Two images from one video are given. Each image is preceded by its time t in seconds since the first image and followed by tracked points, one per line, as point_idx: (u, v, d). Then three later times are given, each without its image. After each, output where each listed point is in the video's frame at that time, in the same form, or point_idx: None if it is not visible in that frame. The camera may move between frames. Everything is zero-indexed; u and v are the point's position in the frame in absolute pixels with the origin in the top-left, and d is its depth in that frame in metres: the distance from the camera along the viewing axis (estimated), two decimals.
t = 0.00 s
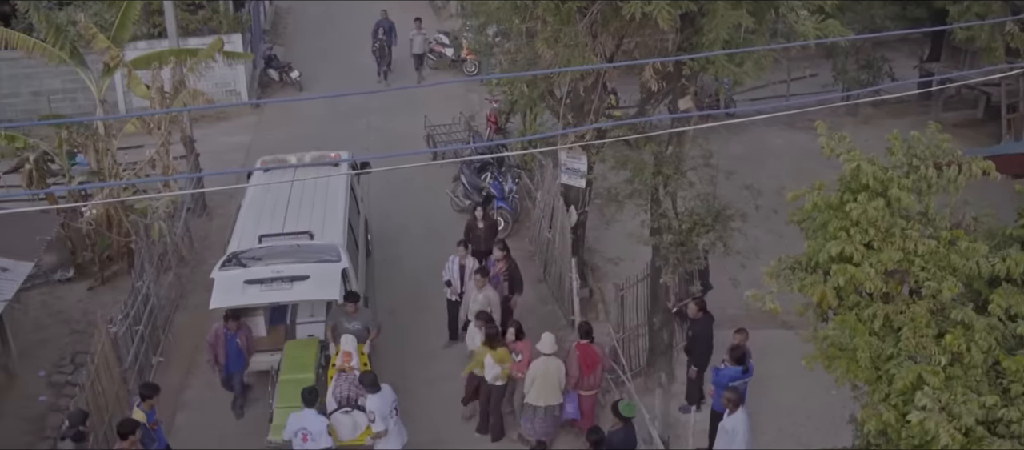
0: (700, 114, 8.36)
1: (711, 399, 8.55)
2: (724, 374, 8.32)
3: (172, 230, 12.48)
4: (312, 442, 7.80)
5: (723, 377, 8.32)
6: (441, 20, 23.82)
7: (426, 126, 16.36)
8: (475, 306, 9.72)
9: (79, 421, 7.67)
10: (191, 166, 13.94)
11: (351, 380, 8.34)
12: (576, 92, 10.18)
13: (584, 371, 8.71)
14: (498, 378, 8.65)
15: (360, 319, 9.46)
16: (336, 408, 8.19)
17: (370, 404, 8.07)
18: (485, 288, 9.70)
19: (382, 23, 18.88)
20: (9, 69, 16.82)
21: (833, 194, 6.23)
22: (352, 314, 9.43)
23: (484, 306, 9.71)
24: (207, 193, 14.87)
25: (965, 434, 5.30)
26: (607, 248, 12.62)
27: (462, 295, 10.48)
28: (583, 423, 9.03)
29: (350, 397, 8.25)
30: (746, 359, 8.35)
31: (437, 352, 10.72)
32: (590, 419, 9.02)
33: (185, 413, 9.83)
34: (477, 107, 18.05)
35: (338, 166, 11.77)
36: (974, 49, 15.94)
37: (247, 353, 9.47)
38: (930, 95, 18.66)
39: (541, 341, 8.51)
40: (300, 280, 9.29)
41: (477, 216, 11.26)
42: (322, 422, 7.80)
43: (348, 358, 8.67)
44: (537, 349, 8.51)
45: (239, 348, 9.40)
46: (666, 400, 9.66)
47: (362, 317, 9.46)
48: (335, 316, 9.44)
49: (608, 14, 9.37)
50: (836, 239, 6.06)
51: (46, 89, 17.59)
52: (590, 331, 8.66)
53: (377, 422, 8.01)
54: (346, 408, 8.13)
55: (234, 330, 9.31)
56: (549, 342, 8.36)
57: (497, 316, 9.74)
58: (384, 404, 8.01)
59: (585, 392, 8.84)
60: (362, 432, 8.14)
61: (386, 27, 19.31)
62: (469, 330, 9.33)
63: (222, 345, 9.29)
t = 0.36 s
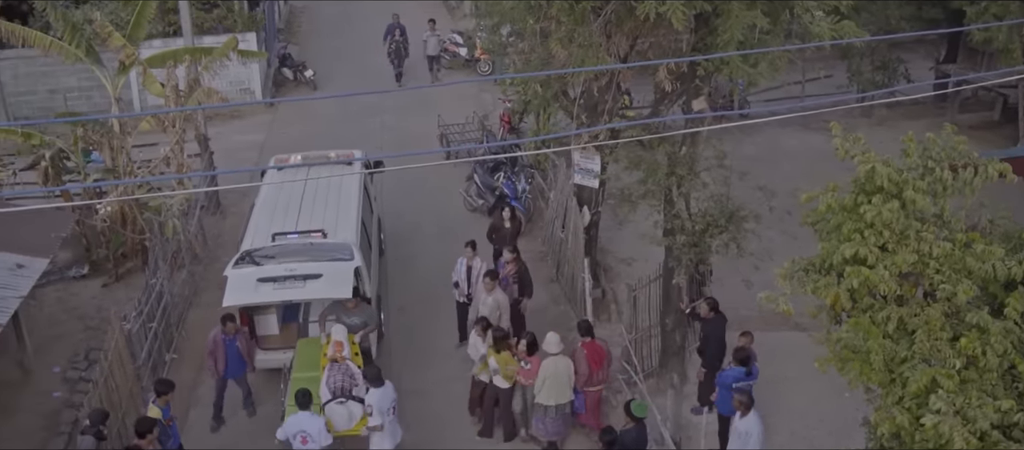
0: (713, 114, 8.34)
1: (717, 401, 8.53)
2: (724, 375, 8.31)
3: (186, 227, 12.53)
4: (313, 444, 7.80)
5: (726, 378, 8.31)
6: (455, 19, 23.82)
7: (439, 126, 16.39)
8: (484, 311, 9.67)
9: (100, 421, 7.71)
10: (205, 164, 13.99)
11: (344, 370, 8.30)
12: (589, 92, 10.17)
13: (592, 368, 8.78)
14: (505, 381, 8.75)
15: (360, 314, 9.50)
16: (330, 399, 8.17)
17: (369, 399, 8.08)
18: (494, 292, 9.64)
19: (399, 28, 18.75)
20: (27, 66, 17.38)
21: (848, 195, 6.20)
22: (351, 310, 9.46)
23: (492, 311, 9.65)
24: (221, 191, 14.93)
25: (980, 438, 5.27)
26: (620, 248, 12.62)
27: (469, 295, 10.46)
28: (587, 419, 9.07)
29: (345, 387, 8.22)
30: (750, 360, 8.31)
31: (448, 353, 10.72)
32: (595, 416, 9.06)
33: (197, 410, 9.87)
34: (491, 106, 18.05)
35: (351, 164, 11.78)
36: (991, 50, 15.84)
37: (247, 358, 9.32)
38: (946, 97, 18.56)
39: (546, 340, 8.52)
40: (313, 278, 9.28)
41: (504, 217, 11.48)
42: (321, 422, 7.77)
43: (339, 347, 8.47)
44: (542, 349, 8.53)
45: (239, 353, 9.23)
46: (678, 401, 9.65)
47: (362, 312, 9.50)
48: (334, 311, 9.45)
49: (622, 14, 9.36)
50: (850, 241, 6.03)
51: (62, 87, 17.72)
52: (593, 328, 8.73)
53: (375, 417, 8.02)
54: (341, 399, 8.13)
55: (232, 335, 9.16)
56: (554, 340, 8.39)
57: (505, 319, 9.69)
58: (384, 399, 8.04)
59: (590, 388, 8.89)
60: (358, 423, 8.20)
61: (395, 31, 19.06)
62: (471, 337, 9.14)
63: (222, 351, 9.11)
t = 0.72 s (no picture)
0: (728, 112, 8.32)
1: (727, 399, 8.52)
2: (733, 373, 8.29)
3: (201, 222, 12.59)
4: (300, 435, 7.78)
5: (734, 376, 8.30)
6: (470, 16, 23.82)
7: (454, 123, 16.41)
8: (491, 310, 9.58)
9: (120, 413, 7.81)
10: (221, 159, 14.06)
11: (336, 362, 8.48)
12: (605, 89, 10.16)
13: (598, 362, 8.81)
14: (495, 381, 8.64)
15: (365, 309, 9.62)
16: (320, 390, 8.32)
17: (361, 392, 8.05)
18: (500, 290, 9.54)
19: (416, 28, 18.50)
20: (47, 62, 17.40)
21: (864, 195, 6.16)
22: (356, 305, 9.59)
23: (499, 309, 9.56)
24: (237, 186, 14.99)
25: (997, 440, 5.24)
26: (635, 246, 12.60)
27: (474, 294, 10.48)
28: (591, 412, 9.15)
29: (335, 379, 8.38)
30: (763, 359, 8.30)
31: (461, 350, 10.72)
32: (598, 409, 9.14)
33: (211, 404, 9.92)
34: (506, 104, 18.03)
35: (366, 160, 11.81)
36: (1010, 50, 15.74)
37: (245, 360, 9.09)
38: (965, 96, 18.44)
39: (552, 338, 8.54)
40: (327, 274, 9.28)
41: (523, 220, 11.10)
42: (308, 413, 7.75)
43: (334, 339, 8.79)
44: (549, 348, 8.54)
45: (236, 355, 9.01)
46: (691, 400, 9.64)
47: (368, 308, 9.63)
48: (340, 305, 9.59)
49: (638, 12, 9.35)
50: (866, 241, 5.99)
51: (80, 82, 17.82)
52: (595, 323, 8.75)
53: (366, 410, 7.99)
54: (330, 390, 8.29)
55: (228, 336, 8.94)
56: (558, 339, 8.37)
57: (513, 317, 9.59)
58: (378, 393, 8.01)
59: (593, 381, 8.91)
60: (346, 415, 8.34)
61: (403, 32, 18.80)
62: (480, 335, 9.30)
63: (219, 355, 8.90)
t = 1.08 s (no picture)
0: (745, 103, 8.30)
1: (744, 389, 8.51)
2: (758, 364, 8.28)
3: (217, 209, 12.64)
4: (306, 418, 7.83)
5: (757, 367, 8.29)
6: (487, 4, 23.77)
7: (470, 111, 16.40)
8: (492, 299, 9.61)
9: (135, 396, 7.86)
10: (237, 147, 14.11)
11: (338, 350, 8.58)
12: (621, 79, 10.14)
13: (607, 345, 8.89)
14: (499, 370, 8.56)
15: (370, 300, 9.41)
16: (321, 377, 8.42)
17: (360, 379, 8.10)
18: (501, 279, 9.57)
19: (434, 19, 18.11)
20: (64, 49, 17.50)
21: (881, 186, 6.09)
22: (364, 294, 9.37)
23: (500, 298, 9.57)
24: (252, 174, 15.05)
25: (1013, 434, 5.23)
26: (649, 236, 12.58)
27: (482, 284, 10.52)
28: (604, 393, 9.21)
29: (336, 366, 8.48)
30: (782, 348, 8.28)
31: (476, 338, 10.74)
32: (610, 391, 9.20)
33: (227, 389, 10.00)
34: (522, 93, 17.99)
35: (381, 148, 11.83)
36: None
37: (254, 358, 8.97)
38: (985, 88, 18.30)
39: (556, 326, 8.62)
40: (342, 261, 9.29)
41: (544, 212, 10.84)
42: (313, 398, 7.83)
43: (336, 328, 8.75)
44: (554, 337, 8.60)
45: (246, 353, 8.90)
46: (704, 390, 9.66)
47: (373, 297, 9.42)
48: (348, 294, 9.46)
49: (655, 2, 9.31)
50: (882, 233, 5.94)
51: (97, 69, 17.92)
52: (606, 306, 8.83)
53: (365, 397, 8.05)
54: (330, 377, 8.37)
55: (238, 333, 8.81)
56: (564, 328, 8.44)
57: (514, 307, 9.58)
58: (377, 380, 8.06)
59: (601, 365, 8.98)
60: (346, 402, 8.42)
61: (415, 23, 18.57)
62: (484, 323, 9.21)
63: (228, 352, 8.77)
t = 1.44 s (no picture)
0: (756, 91, 8.27)
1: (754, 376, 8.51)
2: (772, 352, 8.26)
3: (226, 195, 12.68)
4: (312, 403, 7.86)
5: (771, 356, 8.27)
6: None
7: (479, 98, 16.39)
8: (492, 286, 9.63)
9: (143, 379, 7.87)
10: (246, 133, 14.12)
11: (340, 338, 8.57)
12: (631, 66, 10.11)
13: (610, 321, 9.09)
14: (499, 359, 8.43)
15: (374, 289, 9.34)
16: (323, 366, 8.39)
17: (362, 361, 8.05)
18: (502, 266, 9.58)
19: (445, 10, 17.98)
20: (74, 35, 17.47)
21: (891, 175, 6.08)
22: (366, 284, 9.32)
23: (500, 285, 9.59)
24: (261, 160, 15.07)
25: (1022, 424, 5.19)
26: (658, 224, 12.57)
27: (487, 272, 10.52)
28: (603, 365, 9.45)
29: (337, 354, 8.47)
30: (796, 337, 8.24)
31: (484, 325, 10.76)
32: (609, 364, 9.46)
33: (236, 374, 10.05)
34: (531, 80, 17.95)
35: (390, 135, 11.82)
36: None
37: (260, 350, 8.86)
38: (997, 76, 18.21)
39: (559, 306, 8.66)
40: (351, 248, 9.30)
41: (562, 206, 10.70)
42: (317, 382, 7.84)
43: (340, 316, 8.82)
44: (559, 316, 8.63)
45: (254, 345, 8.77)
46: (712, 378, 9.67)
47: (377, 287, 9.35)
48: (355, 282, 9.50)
49: None
50: (891, 221, 5.92)
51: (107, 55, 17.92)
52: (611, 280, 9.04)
53: (368, 378, 7.98)
54: (332, 365, 8.33)
55: (247, 324, 8.68)
56: (570, 306, 8.51)
57: (513, 294, 9.59)
58: (378, 361, 8.00)
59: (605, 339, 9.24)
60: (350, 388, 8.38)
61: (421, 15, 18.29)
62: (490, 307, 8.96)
63: (237, 344, 8.63)
